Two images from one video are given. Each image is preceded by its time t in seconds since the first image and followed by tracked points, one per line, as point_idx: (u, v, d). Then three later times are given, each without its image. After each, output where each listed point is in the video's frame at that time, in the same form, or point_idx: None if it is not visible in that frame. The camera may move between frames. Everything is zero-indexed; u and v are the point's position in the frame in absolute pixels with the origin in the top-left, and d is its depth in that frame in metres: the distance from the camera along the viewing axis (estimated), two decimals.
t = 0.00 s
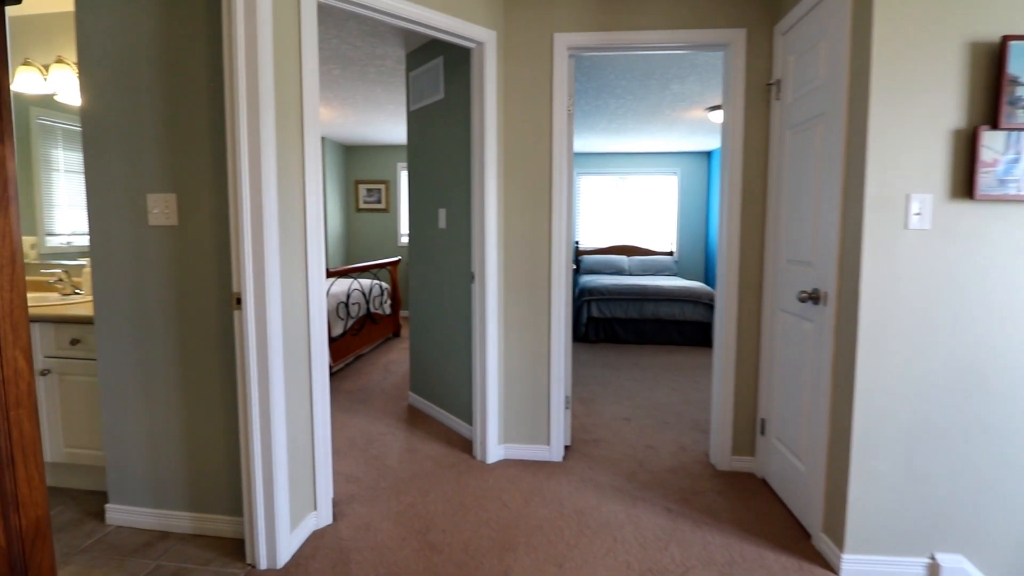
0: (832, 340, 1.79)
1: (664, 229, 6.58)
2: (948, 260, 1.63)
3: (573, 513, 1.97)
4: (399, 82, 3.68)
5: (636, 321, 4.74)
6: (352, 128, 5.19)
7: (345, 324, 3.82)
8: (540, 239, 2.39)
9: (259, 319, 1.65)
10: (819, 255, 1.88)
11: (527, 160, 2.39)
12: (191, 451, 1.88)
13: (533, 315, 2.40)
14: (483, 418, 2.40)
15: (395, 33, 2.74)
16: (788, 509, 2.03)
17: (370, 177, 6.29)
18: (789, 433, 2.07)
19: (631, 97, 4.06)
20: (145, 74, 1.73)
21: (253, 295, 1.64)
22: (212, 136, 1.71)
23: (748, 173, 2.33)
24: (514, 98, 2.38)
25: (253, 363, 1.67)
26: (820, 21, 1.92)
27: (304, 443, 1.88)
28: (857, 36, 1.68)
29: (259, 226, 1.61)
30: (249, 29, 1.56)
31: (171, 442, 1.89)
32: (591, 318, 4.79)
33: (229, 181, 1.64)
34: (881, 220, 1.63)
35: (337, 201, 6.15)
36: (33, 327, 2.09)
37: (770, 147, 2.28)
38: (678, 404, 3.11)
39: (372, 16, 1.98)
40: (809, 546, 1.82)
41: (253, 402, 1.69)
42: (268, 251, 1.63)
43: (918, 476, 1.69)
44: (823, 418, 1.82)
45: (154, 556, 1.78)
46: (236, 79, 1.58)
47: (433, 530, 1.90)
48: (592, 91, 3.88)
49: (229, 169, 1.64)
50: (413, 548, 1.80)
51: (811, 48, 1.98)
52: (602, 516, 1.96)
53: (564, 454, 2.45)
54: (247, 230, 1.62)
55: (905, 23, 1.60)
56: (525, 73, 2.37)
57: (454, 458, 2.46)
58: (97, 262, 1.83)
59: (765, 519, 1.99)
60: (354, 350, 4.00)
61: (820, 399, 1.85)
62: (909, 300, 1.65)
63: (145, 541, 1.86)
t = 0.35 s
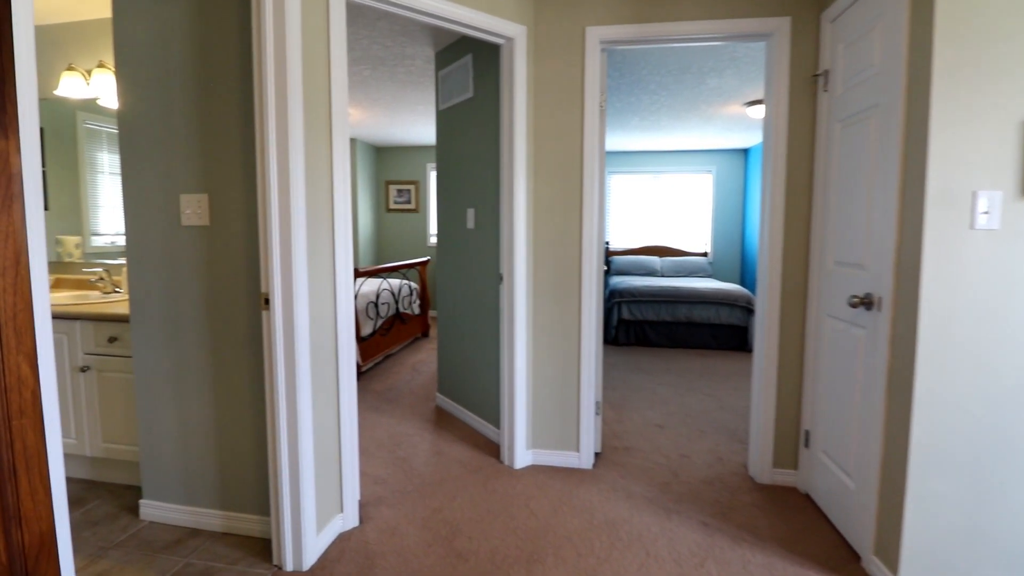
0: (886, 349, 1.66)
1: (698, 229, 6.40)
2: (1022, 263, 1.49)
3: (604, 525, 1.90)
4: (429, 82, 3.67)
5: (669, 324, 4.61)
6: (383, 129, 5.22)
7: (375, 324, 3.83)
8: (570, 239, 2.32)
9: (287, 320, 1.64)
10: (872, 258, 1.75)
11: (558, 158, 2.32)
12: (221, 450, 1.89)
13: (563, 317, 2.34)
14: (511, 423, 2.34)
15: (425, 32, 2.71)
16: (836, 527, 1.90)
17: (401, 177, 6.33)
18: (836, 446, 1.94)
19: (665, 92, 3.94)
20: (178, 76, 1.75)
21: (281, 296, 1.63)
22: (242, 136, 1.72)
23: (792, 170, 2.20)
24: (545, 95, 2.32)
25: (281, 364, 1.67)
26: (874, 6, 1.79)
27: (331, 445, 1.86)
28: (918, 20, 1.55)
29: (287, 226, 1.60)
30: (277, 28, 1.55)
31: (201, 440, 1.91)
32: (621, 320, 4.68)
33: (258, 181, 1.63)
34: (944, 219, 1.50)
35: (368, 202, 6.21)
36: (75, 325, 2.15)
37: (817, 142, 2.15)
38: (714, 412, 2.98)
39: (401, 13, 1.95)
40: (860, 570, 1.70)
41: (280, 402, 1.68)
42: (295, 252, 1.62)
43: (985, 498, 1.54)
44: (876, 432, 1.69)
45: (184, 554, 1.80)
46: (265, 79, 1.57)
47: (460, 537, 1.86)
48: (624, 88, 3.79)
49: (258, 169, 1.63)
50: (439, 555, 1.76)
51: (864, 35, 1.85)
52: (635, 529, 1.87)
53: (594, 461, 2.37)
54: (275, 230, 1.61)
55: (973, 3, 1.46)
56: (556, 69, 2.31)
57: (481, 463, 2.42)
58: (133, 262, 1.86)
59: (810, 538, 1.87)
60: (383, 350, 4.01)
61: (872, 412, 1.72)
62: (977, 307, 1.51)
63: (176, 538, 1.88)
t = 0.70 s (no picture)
0: (954, 363, 1.51)
1: (738, 229, 6.17)
2: None
3: (639, 541, 1.81)
4: (461, 82, 3.64)
5: (707, 328, 4.45)
6: (416, 130, 5.23)
7: (406, 324, 3.82)
8: (604, 240, 2.23)
9: (315, 322, 1.63)
10: (937, 262, 1.60)
11: (592, 157, 2.24)
12: (251, 449, 1.90)
13: (596, 322, 2.25)
14: (541, 429, 2.28)
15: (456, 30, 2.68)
16: (894, 554, 1.76)
17: (434, 178, 6.35)
18: (896, 466, 1.78)
19: (704, 87, 3.79)
20: (213, 77, 1.76)
21: (310, 297, 1.62)
22: (273, 136, 1.71)
23: (845, 167, 2.05)
24: (578, 91, 2.24)
25: (309, 366, 1.65)
26: None
27: (359, 449, 1.84)
28: None
29: (316, 227, 1.59)
30: (307, 27, 1.53)
31: (233, 439, 1.92)
32: (657, 323, 4.54)
33: (288, 181, 1.62)
34: None
35: (401, 202, 6.25)
36: (116, 323, 2.21)
37: (873, 137, 2.00)
38: (756, 423, 2.84)
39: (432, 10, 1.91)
40: None
41: (308, 404, 1.67)
42: (324, 253, 1.60)
43: None
44: (942, 453, 1.55)
45: (215, 552, 1.81)
46: (295, 79, 1.55)
47: (488, 548, 1.80)
48: (661, 84, 3.67)
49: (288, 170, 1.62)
50: (467, 566, 1.71)
51: (929, 19, 1.70)
52: (671, 547, 1.78)
53: (628, 472, 2.28)
54: (304, 231, 1.59)
55: None
56: (590, 64, 2.22)
57: (511, 469, 2.36)
58: (169, 262, 1.89)
59: (865, 564, 1.73)
60: (414, 350, 4.00)
61: (936, 431, 1.57)
62: None
63: (208, 535, 1.90)
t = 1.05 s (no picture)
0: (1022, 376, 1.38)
1: (775, 229, 5.95)
2: None
3: (671, 556, 1.73)
4: (489, 81, 3.61)
5: (742, 332, 4.28)
6: (445, 130, 5.24)
7: (434, 325, 3.81)
8: (635, 241, 2.15)
9: (339, 323, 1.61)
10: (1003, 266, 1.47)
11: (623, 155, 2.16)
12: (278, 449, 1.91)
13: (627, 325, 2.17)
14: (569, 435, 2.21)
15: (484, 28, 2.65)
16: None
17: (462, 178, 6.35)
18: (953, 485, 1.65)
19: (740, 82, 3.65)
20: (242, 79, 1.78)
21: (334, 298, 1.60)
22: (300, 136, 1.71)
23: (896, 164, 1.92)
24: (609, 88, 2.17)
25: (333, 368, 1.64)
26: None
27: (384, 452, 1.82)
28: None
29: (341, 229, 1.57)
30: (332, 27, 1.52)
31: (261, 438, 1.93)
32: (689, 326, 4.40)
33: (313, 182, 1.61)
34: None
35: (430, 203, 6.27)
36: (152, 322, 2.26)
37: (928, 131, 1.86)
38: (796, 433, 2.70)
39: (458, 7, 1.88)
40: None
41: (333, 406, 1.66)
42: (349, 254, 1.58)
43: None
44: (1008, 475, 1.41)
45: (242, 551, 1.82)
46: (320, 80, 1.54)
47: (513, 557, 1.75)
48: (695, 79, 3.56)
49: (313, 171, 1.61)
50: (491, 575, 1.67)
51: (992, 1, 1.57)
52: (705, 564, 1.69)
53: (659, 482, 2.19)
54: (329, 232, 1.58)
55: None
56: (621, 59, 2.15)
57: (538, 475, 2.30)
58: (200, 263, 1.91)
59: None
60: (442, 351, 3.99)
61: (1001, 450, 1.44)
62: None
63: (236, 534, 1.91)
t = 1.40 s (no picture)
0: None
1: (820, 229, 5.68)
2: None
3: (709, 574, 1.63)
4: (521, 79, 3.56)
5: (784, 336, 4.09)
6: (477, 130, 5.22)
7: (464, 325, 3.78)
8: (672, 240, 2.05)
9: (366, 323, 1.59)
10: None
11: (659, 150, 2.07)
12: (306, 449, 1.90)
13: (663, 329, 2.07)
14: (601, 441, 2.14)
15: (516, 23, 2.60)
16: None
17: (494, 178, 6.32)
18: None
19: (784, 73, 3.47)
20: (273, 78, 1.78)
21: (361, 298, 1.58)
22: (329, 134, 1.70)
23: (961, 156, 1.76)
24: (645, 80, 2.08)
25: (360, 368, 1.61)
26: None
27: (411, 454, 1.79)
28: None
29: (368, 227, 1.55)
30: (359, 22, 1.50)
31: (290, 437, 1.93)
32: (728, 330, 4.23)
33: (340, 180, 1.59)
34: None
35: (461, 203, 6.27)
36: (188, 320, 2.30)
37: (998, 119, 1.70)
38: (844, 446, 2.54)
39: None
40: None
41: (359, 408, 1.63)
42: (376, 253, 1.56)
43: None
44: None
45: (271, 549, 1.82)
46: (347, 76, 1.52)
47: (541, 567, 1.69)
48: (736, 71, 3.41)
49: (341, 169, 1.60)
50: None
51: None
52: None
53: (696, 494, 2.08)
54: (356, 231, 1.56)
55: None
56: (658, 50, 2.05)
57: (568, 481, 2.23)
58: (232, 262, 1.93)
59: None
60: (472, 352, 3.97)
61: None
62: None
63: (266, 531, 1.92)
